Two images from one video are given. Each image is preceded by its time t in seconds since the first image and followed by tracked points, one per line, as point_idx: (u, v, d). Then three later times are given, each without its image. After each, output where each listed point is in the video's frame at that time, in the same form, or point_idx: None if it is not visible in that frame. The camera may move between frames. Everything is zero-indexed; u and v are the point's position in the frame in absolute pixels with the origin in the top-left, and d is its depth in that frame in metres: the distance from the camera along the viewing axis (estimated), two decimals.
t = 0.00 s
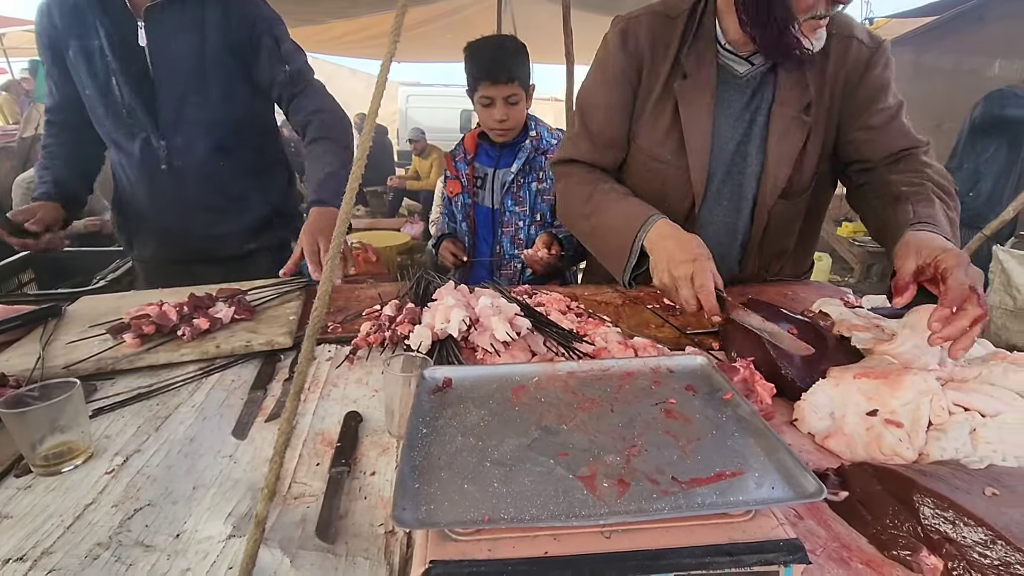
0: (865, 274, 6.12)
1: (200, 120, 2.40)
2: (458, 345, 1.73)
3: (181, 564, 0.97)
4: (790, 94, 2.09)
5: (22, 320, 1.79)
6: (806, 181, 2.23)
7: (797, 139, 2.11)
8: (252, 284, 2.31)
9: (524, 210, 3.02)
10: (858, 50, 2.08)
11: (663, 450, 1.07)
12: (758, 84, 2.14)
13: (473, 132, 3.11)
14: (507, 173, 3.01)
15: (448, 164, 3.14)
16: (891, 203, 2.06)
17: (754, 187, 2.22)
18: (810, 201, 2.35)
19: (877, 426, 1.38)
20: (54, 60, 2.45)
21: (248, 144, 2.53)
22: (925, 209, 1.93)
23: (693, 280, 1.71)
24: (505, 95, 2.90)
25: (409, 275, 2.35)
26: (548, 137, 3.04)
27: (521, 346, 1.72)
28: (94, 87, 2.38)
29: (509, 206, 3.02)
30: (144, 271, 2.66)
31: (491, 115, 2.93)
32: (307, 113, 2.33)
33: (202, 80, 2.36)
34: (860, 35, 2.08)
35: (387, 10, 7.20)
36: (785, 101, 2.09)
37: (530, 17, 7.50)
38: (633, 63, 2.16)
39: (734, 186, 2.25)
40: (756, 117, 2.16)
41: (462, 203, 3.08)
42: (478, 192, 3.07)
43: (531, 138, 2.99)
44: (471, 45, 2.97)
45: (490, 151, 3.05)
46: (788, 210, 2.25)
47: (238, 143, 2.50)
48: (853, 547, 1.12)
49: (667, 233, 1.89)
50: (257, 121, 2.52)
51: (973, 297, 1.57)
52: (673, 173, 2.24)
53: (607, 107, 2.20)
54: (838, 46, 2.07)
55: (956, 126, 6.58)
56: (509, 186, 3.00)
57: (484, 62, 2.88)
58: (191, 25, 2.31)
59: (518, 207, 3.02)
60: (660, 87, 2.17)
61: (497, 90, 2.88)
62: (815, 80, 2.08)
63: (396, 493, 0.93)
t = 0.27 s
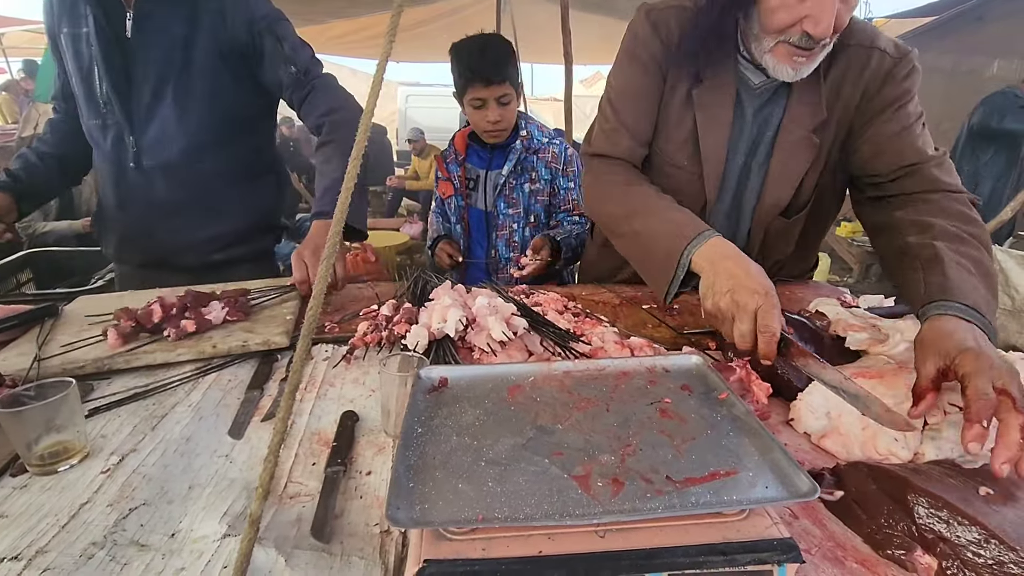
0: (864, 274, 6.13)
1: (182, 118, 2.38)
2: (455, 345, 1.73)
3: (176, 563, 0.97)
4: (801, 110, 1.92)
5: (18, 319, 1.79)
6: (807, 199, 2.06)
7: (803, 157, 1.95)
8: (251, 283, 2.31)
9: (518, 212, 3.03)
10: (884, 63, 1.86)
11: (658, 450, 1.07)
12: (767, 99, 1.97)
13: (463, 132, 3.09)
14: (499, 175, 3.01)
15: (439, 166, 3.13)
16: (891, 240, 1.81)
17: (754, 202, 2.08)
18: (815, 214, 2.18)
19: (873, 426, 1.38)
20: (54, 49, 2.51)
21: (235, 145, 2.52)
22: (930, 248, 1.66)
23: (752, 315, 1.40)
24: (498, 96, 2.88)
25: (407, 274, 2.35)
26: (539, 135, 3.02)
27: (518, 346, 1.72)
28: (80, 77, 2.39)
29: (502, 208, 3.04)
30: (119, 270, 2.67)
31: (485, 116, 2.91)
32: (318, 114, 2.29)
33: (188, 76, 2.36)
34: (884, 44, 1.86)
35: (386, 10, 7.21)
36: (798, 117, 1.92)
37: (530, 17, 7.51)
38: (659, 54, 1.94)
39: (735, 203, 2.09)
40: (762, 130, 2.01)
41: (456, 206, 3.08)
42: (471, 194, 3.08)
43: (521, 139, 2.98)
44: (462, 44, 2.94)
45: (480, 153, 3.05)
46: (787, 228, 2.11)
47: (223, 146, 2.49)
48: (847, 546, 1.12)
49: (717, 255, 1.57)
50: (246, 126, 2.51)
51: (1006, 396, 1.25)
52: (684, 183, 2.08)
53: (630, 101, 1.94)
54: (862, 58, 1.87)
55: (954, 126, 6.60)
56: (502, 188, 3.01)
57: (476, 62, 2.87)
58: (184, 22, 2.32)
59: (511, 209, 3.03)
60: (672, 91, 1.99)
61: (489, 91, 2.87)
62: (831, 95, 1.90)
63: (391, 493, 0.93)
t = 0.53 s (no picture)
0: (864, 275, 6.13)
1: (159, 110, 2.59)
2: (456, 344, 1.73)
3: (177, 559, 0.97)
4: (829, 129, 1.85)
5: (20, 316, 1.78)
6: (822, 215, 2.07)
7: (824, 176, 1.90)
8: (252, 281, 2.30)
9: (509, 214, 3.02)
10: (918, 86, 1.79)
11: (660, 449, 1.07)
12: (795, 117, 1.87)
13: (452, 133, 3.09)
14: (489, 176, 3.01)
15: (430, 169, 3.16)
16: (894, 259, 1.83)
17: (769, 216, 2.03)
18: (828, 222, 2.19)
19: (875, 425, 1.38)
20: (20, 44, 2.64)
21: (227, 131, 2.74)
22: (930, 272, 1.68)
23: (796, 360, 1.33)
24: (486, 96, 2.86)
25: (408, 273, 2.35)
26: (529, 135, 3.01)
27: (519, 345, 1.72)
28: (56, 71, 2.52)
29: (492, 210, 3.04)
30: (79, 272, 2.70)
31: (474, 117, 2.89)
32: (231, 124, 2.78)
33: (172, 73, 2.59)
34: (916, 63, 1.80)
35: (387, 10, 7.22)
36: (821, 138, 1.85)
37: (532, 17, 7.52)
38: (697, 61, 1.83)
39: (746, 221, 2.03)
40: (784, 146, 1.90)
41: (447, 209, 3.10)
42: (463, 197, 3.09)
43: (510, 139, 2.97)
44: (449, 44, 2.93)
45: (470, 154, 3.05)
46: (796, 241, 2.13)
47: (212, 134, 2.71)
48: (850, 546, 1.11)
49: (757, 288, 1.53)
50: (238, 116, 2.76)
51: (987, 427, 1.31)
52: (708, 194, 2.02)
53: (666, 112, 1.84)
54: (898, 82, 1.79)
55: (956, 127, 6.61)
56: (491, 190, 3.01)
57: (461, 62, 2.85)
58: (168, 22, 2.56)
59: (502, 211, 3.02)
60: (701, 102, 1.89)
61: (477, 92, 2.85)
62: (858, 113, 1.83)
63: (392, 490, 0.93)
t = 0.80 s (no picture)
0: (862, 277, 6.17)
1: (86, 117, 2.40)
2: (460, 344, 1.75)
3: (191, 554, 0.99)
4: (845, 141, 1.86)
5: (28, 315, 1.83)
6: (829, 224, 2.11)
7: (834, 188, 1.94)
8: (257, 282, 2.32)
9: (509, 215, 3.05)
10: (931, 102, 1.83)
11: (662, 448, 1.10)
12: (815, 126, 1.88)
13: (453, 134, 3.11)
14: (491, 177, 3.02)
15: (430, 169, 3.15)
16: (893, 267, 1.84)
17: (780, 224, 2.05)
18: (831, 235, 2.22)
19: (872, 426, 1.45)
20: None
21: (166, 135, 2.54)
22: (931, 281, 1.68)
23: (868, 424, 1.25)
24: (486, 96, 2.86)
25: (411, 274, 2.37)
26: (532, 137, 3.05)
27: (522, 346, 1.75)
28: None
29: (493, 211, 3.05)
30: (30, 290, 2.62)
31: (475, 117, 2.89)
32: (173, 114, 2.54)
33: (96, 73, 2.37)
34: (931, 77, 1.84)
35: (389, 11, 7.24)
36: (845, 150, 1.86)
37: (534, 18, 7.56)
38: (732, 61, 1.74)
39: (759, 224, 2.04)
40: (803, 154, 1.92)
41: (448, 210, 3.10)
42: (464, 198, 3.10)
43: (513, 141, 2.99)
44: (450, 44, 2.94)
45: (472, 155, 3.06)
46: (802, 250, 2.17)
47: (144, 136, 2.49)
48: (846, 546, 1.15)
49: (823, 323, 1.37)
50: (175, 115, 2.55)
51: (983, 435, 1.36)
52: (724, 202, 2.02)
53: (702, 113, 1.72)
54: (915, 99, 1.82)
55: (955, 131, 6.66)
56: (493, 190, 3.02)
57: (462, 62, 2.85)
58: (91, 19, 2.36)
59: (502, 212, 3.04)
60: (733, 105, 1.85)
61: (477, 91, 2.84)
62: (875, 125, 1.84)
63: (401, 488, 0.95)
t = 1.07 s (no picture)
0: (855, 281, 6.24)
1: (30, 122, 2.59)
2: (462, 344, 1.78)
3: (205, 544, 1.02)
4: (845, 158, 1.92)
5: (36, 313, 1.86)
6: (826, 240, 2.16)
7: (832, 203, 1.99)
8: (259, 280, 2.35)
9: (514, 217, 3.10)
10: (933, 122, 1.88)
11: (660, 445, 1.14)
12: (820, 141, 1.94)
13: (462, 135, 3.18)
14: (497, 179, 3.08)
15: (438, 169, 3.22)
16: (889, 279, 1.89)
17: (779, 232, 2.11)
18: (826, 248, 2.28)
19: (862, 427, 1.50)
20: None
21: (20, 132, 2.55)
22: (927, 292, 1.73)
23: (791, 385, 1.40)
24: (499, 99, 2.93)
25: (413, 274, 2.40)
26: (539, 142, 3.12)
27: (523, 346, 1.78)
28: None
29: (498, 213, 3.10)
30: None
31: (485, 119, 2.96)
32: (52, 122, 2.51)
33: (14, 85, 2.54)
34: (932, 100, 1.89)
35: (388, 11, 7.27)
36: (842, 163, 1.92)
37: (531, 21, 7.62)
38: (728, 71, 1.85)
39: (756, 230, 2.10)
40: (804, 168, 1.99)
41: (453, 210, 3.16)
42: (469, 198, 3.16)
43: (521, 144, 3.08)
44: (465, 44, 2.97)
45: (479, 157, 3.13)
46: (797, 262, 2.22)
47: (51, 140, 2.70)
48: (836, 540, 1.19)
49: (763, 303, 1.54)
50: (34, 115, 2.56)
51: (969, 436, 1.37)
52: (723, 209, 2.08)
53: (693, 116, 1.82)
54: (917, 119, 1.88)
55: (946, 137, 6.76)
56: (499, 192, 3.08)
57: (476, 63, 2.89)
58: None
59: (507, 214, 3.10)
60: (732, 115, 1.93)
61: (489, 94, 2.90)
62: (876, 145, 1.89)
63: (410, 480, 0.99)
